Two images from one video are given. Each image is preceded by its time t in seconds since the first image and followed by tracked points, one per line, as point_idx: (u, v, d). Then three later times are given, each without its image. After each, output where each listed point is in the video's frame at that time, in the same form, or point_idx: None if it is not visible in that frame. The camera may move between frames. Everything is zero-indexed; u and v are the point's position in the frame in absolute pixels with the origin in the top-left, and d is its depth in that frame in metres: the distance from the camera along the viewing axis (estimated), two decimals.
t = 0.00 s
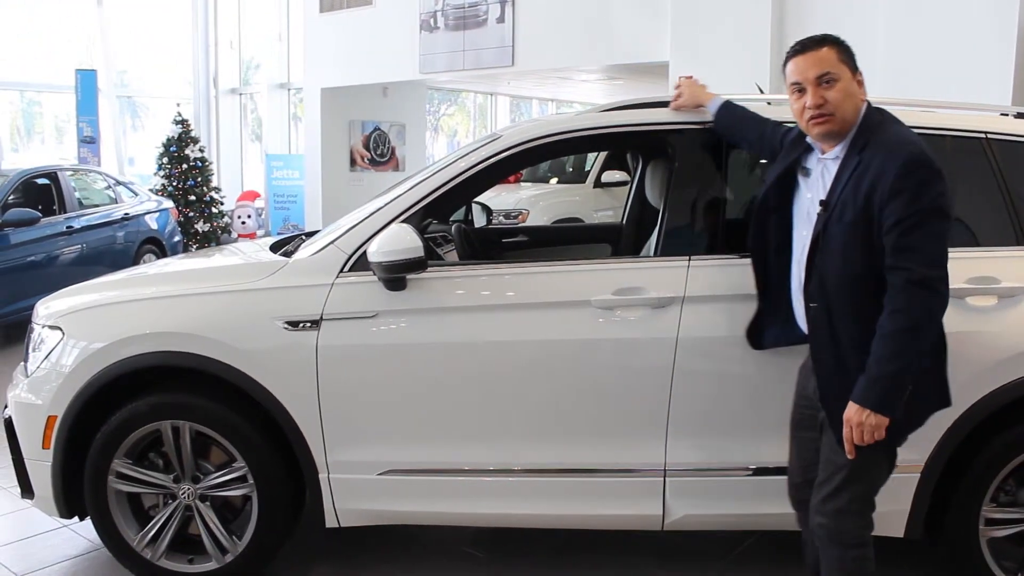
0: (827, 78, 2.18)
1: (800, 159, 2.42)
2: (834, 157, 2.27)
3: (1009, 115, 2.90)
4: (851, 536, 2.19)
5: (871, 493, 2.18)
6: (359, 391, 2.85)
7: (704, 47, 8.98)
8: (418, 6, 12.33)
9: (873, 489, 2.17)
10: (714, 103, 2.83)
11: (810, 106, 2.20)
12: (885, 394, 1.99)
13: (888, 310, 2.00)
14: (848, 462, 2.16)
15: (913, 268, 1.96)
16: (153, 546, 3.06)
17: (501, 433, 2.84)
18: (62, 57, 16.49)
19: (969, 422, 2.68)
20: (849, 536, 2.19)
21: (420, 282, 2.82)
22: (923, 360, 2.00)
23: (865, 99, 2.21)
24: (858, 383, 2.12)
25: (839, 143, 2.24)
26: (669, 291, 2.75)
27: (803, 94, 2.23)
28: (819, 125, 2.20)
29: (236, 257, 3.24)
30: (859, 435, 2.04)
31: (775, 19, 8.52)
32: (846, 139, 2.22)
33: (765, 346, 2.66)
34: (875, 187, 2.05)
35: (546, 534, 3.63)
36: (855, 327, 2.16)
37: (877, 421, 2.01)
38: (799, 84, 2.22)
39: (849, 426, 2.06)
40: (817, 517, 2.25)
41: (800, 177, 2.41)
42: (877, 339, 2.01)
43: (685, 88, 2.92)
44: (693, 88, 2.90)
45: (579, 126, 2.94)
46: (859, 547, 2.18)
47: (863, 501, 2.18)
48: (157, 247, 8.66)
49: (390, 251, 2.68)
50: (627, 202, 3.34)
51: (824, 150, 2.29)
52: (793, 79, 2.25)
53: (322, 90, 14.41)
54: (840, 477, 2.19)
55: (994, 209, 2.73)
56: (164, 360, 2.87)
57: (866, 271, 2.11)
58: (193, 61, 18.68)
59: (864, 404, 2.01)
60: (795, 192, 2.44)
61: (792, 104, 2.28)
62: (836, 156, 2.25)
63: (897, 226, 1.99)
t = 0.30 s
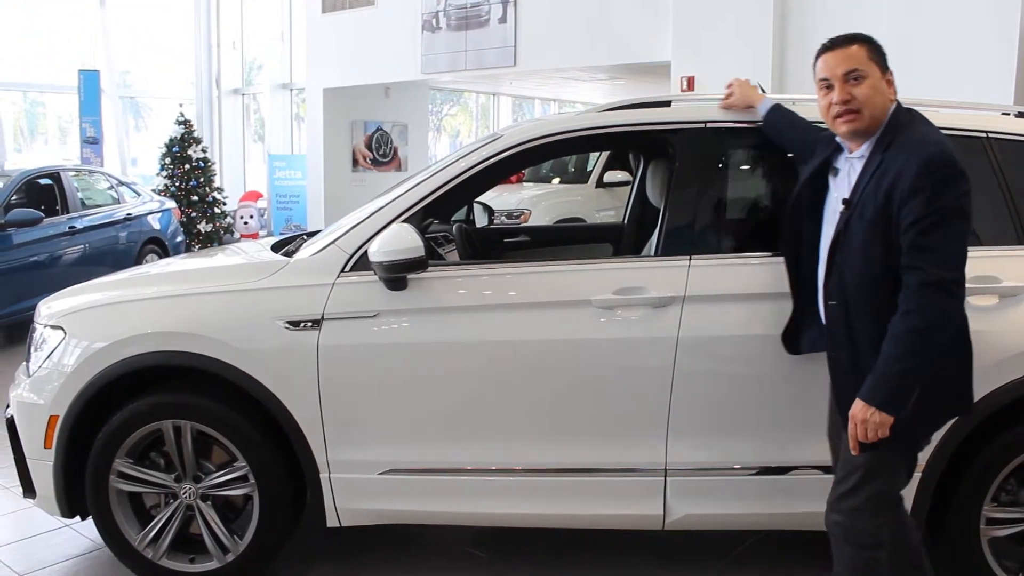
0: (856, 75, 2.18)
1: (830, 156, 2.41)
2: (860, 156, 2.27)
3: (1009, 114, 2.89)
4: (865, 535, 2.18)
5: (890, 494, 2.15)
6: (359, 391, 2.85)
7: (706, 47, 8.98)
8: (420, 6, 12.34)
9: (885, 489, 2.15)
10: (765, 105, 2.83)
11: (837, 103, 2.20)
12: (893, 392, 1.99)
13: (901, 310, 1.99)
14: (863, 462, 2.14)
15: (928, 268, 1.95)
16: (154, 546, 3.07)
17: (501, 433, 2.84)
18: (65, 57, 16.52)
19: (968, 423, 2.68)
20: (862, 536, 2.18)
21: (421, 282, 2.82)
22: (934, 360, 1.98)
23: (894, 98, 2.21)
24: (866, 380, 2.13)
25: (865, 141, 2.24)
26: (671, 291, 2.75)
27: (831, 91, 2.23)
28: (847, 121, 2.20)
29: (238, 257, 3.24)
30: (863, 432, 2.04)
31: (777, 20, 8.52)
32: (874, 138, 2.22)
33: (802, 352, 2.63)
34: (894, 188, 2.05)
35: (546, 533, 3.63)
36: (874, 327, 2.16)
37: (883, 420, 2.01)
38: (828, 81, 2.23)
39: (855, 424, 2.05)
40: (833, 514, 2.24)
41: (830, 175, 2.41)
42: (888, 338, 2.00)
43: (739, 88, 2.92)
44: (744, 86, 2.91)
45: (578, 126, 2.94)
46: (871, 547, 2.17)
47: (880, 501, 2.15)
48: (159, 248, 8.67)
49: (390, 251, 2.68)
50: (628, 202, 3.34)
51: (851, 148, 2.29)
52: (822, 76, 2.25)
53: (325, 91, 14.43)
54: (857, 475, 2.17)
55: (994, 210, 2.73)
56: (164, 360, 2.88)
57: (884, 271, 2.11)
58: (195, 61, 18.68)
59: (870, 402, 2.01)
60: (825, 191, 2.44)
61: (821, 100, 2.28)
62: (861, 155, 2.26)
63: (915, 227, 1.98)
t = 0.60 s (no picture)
0: (893, 81, 2.20)
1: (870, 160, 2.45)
2: (897, 159, 2.32)
3: (1005, 115, 2.90)
4: (875, 532, 2.29)
5: (903, 493, 2.25)
6: (354, 391, 2.85)
7: (702, 47, 8.98)
8: (417, 6, 12.32)
9: (900, 488, 2.24)
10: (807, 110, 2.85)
11: (874, 109, 2.23)
12: (916, 384, 2.02)
13: (931, 307, 2.02)
14: (880, 460, 2.24)
15: (961, 268, 1.98)
16: (149, 547, 3.06)
17: (497, 432, 2.84)
18: (60, 56, 16.49)
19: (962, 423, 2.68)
20: (872, 532, 2.29)
21: (419, 282, 2.82)
22: (962, 358, 2.02)
23: (930, 100, 2.23)
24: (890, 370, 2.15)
25: (900, 143, 2.28)
26: (667, 292, 2.75)
27: (867, 96, 2.25)
28: (884, 127, 2.23)
29: (233, 257, 3.24)
30: (879, 420, 2.08)
31: (772, 20, 8.53)
32: (910, 141, 2.25)
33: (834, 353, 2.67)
34: (930, 190, 2.08)
35: (541, 533, 3.63)
36: (905, 326, 2.19)
37: (901, 409, 2.05)
38: (864, 86, 2.24)
39: (873, 412, 2.09)
40: (847, 510, 2.35)
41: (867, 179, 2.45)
42: (917, 333, 2.03)
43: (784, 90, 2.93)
44: (788, 86, 2.94)
45: (573, 125, 2.94)
46: (882, 545, 2.29)
47: (892, 499, 2.25)
48: (154, 248, 8.64)
49: (385, 251, 2.68)
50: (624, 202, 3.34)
51: (888, 151, 2.33)
52: (858, 81, 2.27)
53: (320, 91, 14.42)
54: (875, 473, 2.27)
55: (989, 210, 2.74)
56: (159, 359, 2.87)
57: (916, 271, 2.14)
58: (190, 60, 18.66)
59: (891, 390, 2.05)
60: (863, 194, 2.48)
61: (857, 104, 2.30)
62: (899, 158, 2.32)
63: (949, 228, 2.01)
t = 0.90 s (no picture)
0: (889, 84, 2.23)
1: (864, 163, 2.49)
2: (895, 160, 2.35)
3: (969, 116, 2.99)
4: (866, 528, 2.36)
5: (897, 488, 2.31)
6: (323, 395, 2.83)
7: (669, 49, 9.06)
8: (386, 7, 12.28)
9: (893, 484, 2.31)
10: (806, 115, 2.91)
11: (871, 112, 2.26)
12: (922, 384, 2.06)
13: (933, 306, 2.07)
14: (879, 454, 2.30)
15: (961, 267, 2.03)
16: (115, 554, 3.02)
17: (468, 434, 2.84)
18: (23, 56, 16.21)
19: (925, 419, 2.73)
20: (865, 527, 2.36)
21: (388, 283, 2.81)
22: (963, 354, 2.07)
23: (925, 102, 2.27)
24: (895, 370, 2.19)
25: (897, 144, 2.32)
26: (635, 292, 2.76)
27: (864, 99, 2.28)
28: (881, 130, 2.27)
29: (201, 259, 3.21)
30: (889, 419, 2.11)
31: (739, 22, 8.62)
32: (906, 143, 2.29)
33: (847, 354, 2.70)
34: (929, 190, 2.12)
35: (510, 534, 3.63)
36: (907, 325, 2.23)
37: (911, 409, 2.08)
38: (861, 90, 2.27)
39: (883, 411, 2.12)
40: (842, 503, 2.41)
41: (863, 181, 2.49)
42: (921, 331, 2.07)
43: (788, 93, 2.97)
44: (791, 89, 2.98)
45: (542, 127, 2.95)
46: (872, 540, 2.36)
47: (886, 493, 2.32)
48: (120, 250, 8.52)
49: (354, 253, 2.67)
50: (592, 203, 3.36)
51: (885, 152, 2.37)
52: (854, 84, 2.30)
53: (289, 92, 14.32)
54: (871, 466, 2.33)
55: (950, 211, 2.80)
56: (125, 363, 2.83)
57: (916, 270, 2.18)
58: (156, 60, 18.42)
59: (899, 390, 2.08)
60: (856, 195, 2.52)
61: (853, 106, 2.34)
62: (896, 159, 2.35)
63: (949, 228, 2.05)
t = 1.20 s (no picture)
0: (837, 84, 2.30)
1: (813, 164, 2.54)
2: (843, 160, 2.40)
3: (904, 119, 3.10)
4: (836, 530, 2.40)
5: (862, 489, 2.37)
6: (270, 400, 2.79)
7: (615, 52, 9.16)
8: (331, 7, 12.16)
9: (858, 485, 2.36)
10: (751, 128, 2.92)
11: (819, 112, 2.32)
12: (880, 380, 2.13)
13: (892, 305, 2.13)
14: (843, 457, 2.35)
15: (919, 265, 2.09)
16: (55, 567, 2.93)
17: (418, 439, 2.83)
18: None
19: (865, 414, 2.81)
20: (834, 531, 2.41)
21: (335, 286, 2.79)
22: (920, 351, 2.14)
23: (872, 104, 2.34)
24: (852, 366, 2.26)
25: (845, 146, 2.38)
26: (582, 293, 2.79)
27: (813, 99, 2.34)
28: (829, 129, 2.33)
29: (142, 263, 3.14)
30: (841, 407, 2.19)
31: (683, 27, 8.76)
32: (854, 144, 2.35)
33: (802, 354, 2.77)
34: (885, 190, 2.18)
35: (462, 537, 3.63)
36: (862, 323, 2.29)
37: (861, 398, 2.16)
38: (810, 90, 2.34)
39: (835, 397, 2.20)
40: (808, 511, 2.46)
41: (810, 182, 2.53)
42: (879, 328, 2.13)
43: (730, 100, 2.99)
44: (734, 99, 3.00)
45: (488, 129, 2.96)
46: (841, 542, 2.41)
47: (852, 496, 2.37)
48: (59, 255, 8.27)
49: (300, 256, 2.64)
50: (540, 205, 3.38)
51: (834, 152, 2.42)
52: (803, 84, 2.37)
53: (232, 93, 14.08)
54: (835, 472, 2.38)
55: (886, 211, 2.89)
56: (63, 370, 2.75)
57: (872, 269, 2.24)
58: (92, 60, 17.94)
59: (857, 382, 2.15)
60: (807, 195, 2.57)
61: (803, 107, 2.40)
62: (845, 160, 2.39)
63: (907, 227, 2.11)
